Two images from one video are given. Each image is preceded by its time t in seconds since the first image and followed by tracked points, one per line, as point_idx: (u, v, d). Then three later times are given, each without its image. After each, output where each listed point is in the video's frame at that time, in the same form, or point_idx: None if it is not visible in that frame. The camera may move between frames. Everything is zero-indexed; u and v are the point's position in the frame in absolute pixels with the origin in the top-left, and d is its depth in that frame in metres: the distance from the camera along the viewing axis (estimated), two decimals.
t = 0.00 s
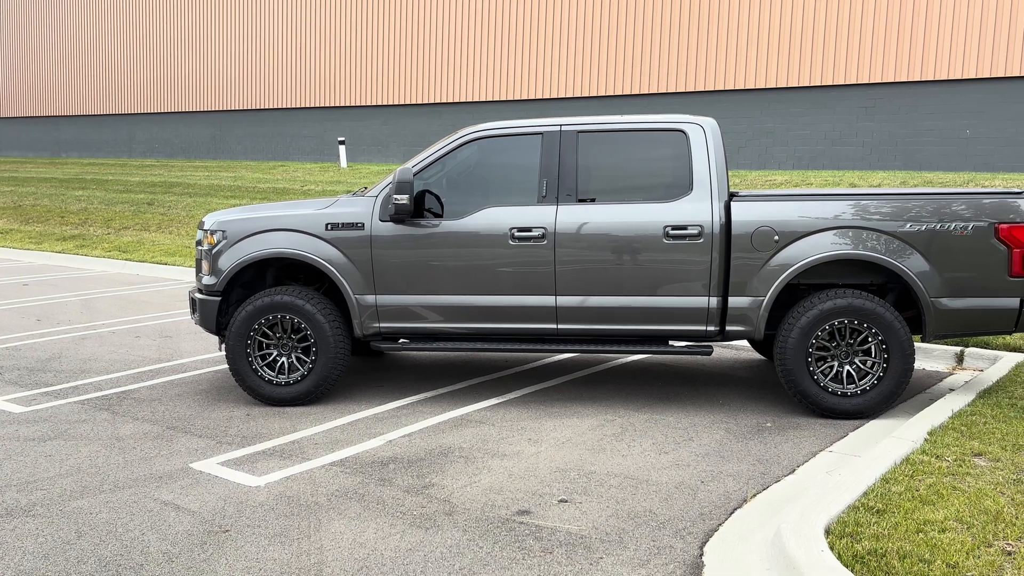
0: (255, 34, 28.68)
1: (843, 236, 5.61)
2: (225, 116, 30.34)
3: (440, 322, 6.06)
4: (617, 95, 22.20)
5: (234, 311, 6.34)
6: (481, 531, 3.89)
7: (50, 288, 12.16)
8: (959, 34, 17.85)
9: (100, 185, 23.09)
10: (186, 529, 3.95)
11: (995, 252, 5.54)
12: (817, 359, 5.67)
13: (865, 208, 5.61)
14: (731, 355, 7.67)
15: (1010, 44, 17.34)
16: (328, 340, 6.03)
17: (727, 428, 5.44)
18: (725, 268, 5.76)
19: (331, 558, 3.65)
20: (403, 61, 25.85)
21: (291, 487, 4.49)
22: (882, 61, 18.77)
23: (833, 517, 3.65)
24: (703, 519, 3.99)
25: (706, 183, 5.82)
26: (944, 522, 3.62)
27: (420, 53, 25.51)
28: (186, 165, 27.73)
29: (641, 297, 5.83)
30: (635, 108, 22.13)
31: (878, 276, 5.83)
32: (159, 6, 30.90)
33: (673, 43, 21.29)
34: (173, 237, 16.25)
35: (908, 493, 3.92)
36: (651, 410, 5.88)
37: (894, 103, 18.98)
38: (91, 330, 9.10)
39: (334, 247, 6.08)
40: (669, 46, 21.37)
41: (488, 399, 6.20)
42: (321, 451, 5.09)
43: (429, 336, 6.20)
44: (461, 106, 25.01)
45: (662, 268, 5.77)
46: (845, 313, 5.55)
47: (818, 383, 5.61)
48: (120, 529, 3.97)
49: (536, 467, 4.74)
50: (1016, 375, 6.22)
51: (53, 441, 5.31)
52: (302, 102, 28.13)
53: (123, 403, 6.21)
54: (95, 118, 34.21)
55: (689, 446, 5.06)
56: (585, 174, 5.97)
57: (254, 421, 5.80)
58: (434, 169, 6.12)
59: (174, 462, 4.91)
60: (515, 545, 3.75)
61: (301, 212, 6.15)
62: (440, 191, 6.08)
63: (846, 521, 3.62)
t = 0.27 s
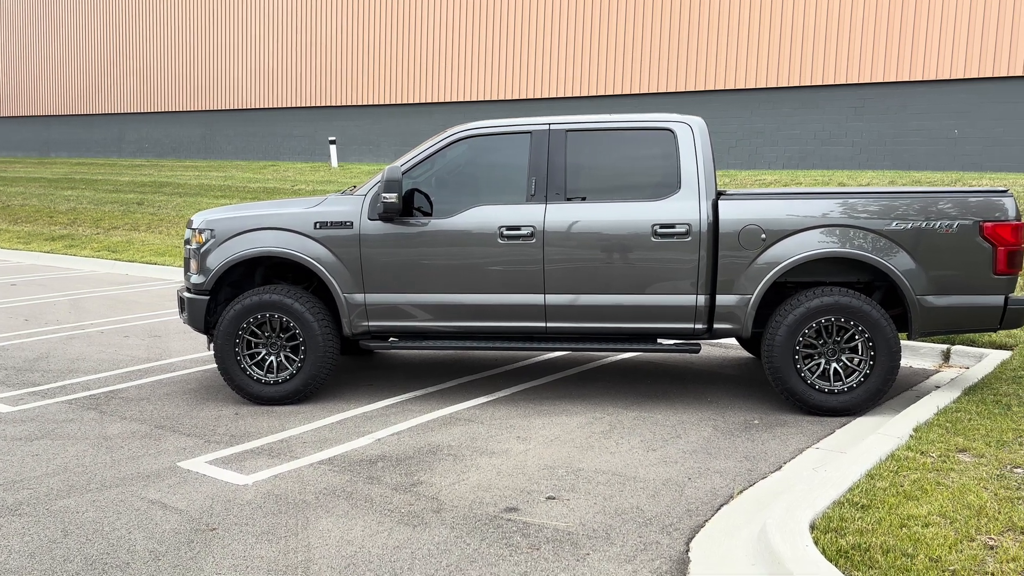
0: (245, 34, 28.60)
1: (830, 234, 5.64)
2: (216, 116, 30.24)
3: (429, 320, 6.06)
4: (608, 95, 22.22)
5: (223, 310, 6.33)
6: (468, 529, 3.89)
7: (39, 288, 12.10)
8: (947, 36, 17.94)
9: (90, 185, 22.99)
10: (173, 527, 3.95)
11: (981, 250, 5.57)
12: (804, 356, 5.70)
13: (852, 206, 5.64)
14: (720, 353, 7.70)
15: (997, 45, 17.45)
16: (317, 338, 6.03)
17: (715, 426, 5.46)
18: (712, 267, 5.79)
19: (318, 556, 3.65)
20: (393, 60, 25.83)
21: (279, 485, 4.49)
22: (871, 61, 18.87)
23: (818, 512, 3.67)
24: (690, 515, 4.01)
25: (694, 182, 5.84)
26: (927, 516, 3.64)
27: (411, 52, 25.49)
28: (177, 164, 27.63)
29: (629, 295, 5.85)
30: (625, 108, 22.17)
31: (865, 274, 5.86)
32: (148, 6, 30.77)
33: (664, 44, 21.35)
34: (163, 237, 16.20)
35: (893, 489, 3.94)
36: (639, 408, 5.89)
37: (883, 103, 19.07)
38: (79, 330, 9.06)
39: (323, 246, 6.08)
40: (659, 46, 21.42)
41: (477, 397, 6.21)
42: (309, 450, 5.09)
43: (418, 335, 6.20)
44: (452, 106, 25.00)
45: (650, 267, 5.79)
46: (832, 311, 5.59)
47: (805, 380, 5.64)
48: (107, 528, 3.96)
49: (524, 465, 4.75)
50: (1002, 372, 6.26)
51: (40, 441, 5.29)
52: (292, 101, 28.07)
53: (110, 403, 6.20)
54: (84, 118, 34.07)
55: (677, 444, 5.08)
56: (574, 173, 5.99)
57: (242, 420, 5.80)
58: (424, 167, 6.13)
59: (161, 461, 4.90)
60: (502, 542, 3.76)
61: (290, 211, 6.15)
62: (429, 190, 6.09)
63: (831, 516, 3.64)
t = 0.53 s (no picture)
0: (234, 33, 28.51)
1: (819, 232, 5.67)
2: (205, 115, 30.12)
3: (419, 319, 6.06)
4: (598, 94, 22.24)
5: (212, 308, 6.31)
6: (458, 525, 3.90)
7: (26, 288, 12.02)
8: (935, 36, 18.04)
9: (78, 184, 22.89)
10: (162, 526, 3.94)
11: (967, 248, 5.61)
12: (792, 354, 5.72)
13: (841, 204, 5.67)
14: (710, 351, 7.72)
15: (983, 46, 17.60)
16: (307, 337, 6.02)
17: (704, 423, 5.47)
18: (702, 265, 5.81)
19: (308, 553, 3.65)
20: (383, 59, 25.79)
21: (269, 484, 4.48)
22: (860, 61, 18.97)
23: (806, 508, 3.69)
24: (679, 511, 4.02)
25: (684, 180, 5.86)
26: (914, 512, 3.67)
27: (401, 51, 25.45)
28: (166, 164, 27.51)
29: (619, 293, 5.86)
30: (616, 107, 22.21)
31: (853, 272, 5.90)
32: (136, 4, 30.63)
33: (654, 44, 21.40)
34: (152, 237, 16.12)
35: (880, 484, 3.97)
36: (629, 406, 5.91)
37: (872, 103, 19.16)
38: (68, 329, 9.00)
39: (313, 245, 6.07)
40: (650, 46, 21.47)
41: (468, 395, 6.21)
42: (299, 448, 5.08)
43: (408, 334, 6.20)
44: (442, 105, 24.98)
45: (640, 265, 5.81)
46: (820, 309, 5.61)
47: (793, 378, 5.67)
48: (95, 527, 3.95)
49: (514, 462, 4.76)
50: (988, 369, 6.30)
51: (28, 440, 5.27)
52: (282, 101, 27.99)
53: (99, 402, 6.17)
54: (73, 117, 33.89)
55: (667, 441, 5.09)
56: (564, 171, 6.00)
57: (232, 419, 5.79)
58: (414, 166, 6.12)
59: (150, 460, 4.89)
60: (492, 538, 3.76)
61: (279, 209, 6.14)
62: (419, 189, 6.09)
63: (819, 512, 3.66)
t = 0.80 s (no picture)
0: (224, 32, 28.41)
1: (809, 232, 5.69)
2: (195, 115, 30.02)
3: (410, 318, 6.06)
4: (589, 94, 22.25)
5: (203, 308, 6.30)
6: (449, 525, 3.90)
7: (14, 288, 11.94)
8: (924, 37, 18.15)
9: (66, 184, 22.78)
10: (152, 527, 3.92)
11: (956, 248, 5.64)
12: (782, 353, 5.75)
13: (831, 204, 5.70)
14: (700, 351, 7.74)
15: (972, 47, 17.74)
16: (298, 337, 6.01)
17: (695, 422, 5.49)
18: (692, 265, 5.82)
19: (299, 553, 3.65)
20: (373, 59, 25.75)
21: (260, 484, 4.47)
22: (849, 61, 19.06)
23: (796, 507, 3.70)
24: (670, 511, 4.04)
25: (674, 181, 5.87)
26: (903, 510, 3.69)
27: (391, 51, 25.40)
28: (155, 163, 27.38)
29: (610, 293, 5.87)
30: (606, 107, 22.24)
31: (843, 271, 5.93)
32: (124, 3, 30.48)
33: (645, 44, 21.45)
34: (141, 237, 16.04)
35: (870, 483, 3.99)
36: (620, 405, 5.92)
37: (862, 103, 19.25)
38: (56, 330, 8.96)
39: (304, 245, 6.06)
40: (641, 46, 21.51)
41: (459, 395, 6.21)
42: (291, 448, 5.07)
43: (399, 334, 6.19)
44: (433, 105, 24.96)
45: (632, 265, 5.82)
46: (810, 308, 5.64)
47: (784, 377, 5.69)
48: (85, 527, 3.93)
49: (506, 462, 4.76)
50: (977, 368, 6.34)
51: (17, 441, 5.24)
52: (272, 100, 27.91)
53: (89, 402, 6.14)
54: (61, 116, 33.71)
55: (658, 440, 5.11)
56: (556, 171, 6.01)
57: (222, 419, 5.77)
58: (405, 165, 6.12)
59: (141, 460, 4.87)
60: (483, 538, 3.77)
61: (270, 209, 6.12)
62: (410, 189, 6.08)
63: (809, 510, 3.68)
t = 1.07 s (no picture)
0: (216, 31, 28.32)
1: (800, 232, 5.71)
2: (185, 114, 29.91)
3: (402, 319, 6.05)
4: (581, 93, 22.26)
5: (194, 309, 6.28)
6: (441, 526, 3.90)
7: (4, 288, 11.88)
8: (915, 37, 18.22)
9: (56, 183, 22.70)
10: (142, 528, 3.91)
11: (946, 248, 5.67)
12: (773, 353, 5.76)
13: (822, 205, 5.71)
14: (692, 351, 7.76)
15: (961, 48, 17.81)
16: (289, 337, 6.00)
17: (687, 422, 5.50)
18: (684, 265, 5.84)
19: (290, 554, 3.64)
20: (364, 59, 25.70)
21: (251, 485, 4.46)
22: (840, 62, 19.13)
23: (787, 507, 3.72)
24: (661, 510, 4.05)
25: (666, 181, 5.88)
26: (893, 509, 3.70)
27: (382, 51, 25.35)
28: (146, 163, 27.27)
29: (602, 293, 5.88)
30: (599, 107, 22.25)
31: (834, 272, 5.95)
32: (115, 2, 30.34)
33: (637, 43, 21.47)
34: (132, 236, 15.97)
35: (860, 483, 4.01)
36: (612, 405, 5.92)
37: (853, 103, 19.31)
38: (47, 330, 8.92)
39: (295, 245, 6.05)
40: (633, 46, 21.54)
41: (451, 395, 6.21)
42: (282, 449, 5.06)
43: (391, 334, 6.18)
44: (425, 105, 24.93)
45: (624, 265, 5.83)
46: (801, 308, 5.66)
47: (775, 377, 5.71)
48: (75, 529, 3.91)
49: (498, 462, 4.76)
50: (967, 368, 6.37)
51: (6, 442, 5.21)
52: (264, 100, 27.83)
53: (79, 403, 6.12)
54: (52, 115, 33.55)
55: (649, 440, 5.11)
56: (547, 171, 6.01)
57: (214, 420, 5.75)
58: (396, 165, 6.11)
59: (131, 461, 4.86)
60: (474, 538, 3.77)
61: (261, 209, 6.11)
62: (401, 189, 6.08)
63: (799, 510, 3.69)
